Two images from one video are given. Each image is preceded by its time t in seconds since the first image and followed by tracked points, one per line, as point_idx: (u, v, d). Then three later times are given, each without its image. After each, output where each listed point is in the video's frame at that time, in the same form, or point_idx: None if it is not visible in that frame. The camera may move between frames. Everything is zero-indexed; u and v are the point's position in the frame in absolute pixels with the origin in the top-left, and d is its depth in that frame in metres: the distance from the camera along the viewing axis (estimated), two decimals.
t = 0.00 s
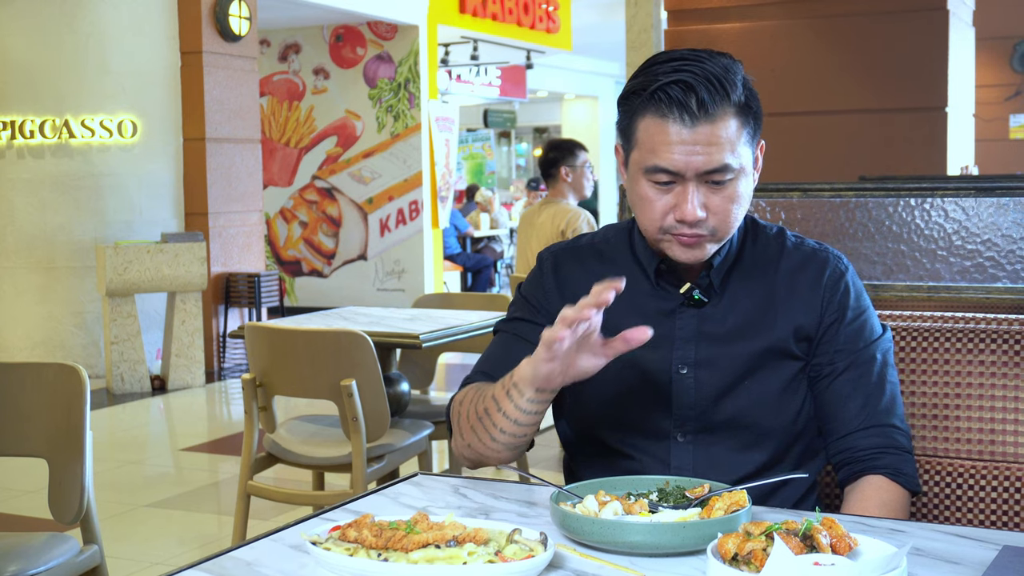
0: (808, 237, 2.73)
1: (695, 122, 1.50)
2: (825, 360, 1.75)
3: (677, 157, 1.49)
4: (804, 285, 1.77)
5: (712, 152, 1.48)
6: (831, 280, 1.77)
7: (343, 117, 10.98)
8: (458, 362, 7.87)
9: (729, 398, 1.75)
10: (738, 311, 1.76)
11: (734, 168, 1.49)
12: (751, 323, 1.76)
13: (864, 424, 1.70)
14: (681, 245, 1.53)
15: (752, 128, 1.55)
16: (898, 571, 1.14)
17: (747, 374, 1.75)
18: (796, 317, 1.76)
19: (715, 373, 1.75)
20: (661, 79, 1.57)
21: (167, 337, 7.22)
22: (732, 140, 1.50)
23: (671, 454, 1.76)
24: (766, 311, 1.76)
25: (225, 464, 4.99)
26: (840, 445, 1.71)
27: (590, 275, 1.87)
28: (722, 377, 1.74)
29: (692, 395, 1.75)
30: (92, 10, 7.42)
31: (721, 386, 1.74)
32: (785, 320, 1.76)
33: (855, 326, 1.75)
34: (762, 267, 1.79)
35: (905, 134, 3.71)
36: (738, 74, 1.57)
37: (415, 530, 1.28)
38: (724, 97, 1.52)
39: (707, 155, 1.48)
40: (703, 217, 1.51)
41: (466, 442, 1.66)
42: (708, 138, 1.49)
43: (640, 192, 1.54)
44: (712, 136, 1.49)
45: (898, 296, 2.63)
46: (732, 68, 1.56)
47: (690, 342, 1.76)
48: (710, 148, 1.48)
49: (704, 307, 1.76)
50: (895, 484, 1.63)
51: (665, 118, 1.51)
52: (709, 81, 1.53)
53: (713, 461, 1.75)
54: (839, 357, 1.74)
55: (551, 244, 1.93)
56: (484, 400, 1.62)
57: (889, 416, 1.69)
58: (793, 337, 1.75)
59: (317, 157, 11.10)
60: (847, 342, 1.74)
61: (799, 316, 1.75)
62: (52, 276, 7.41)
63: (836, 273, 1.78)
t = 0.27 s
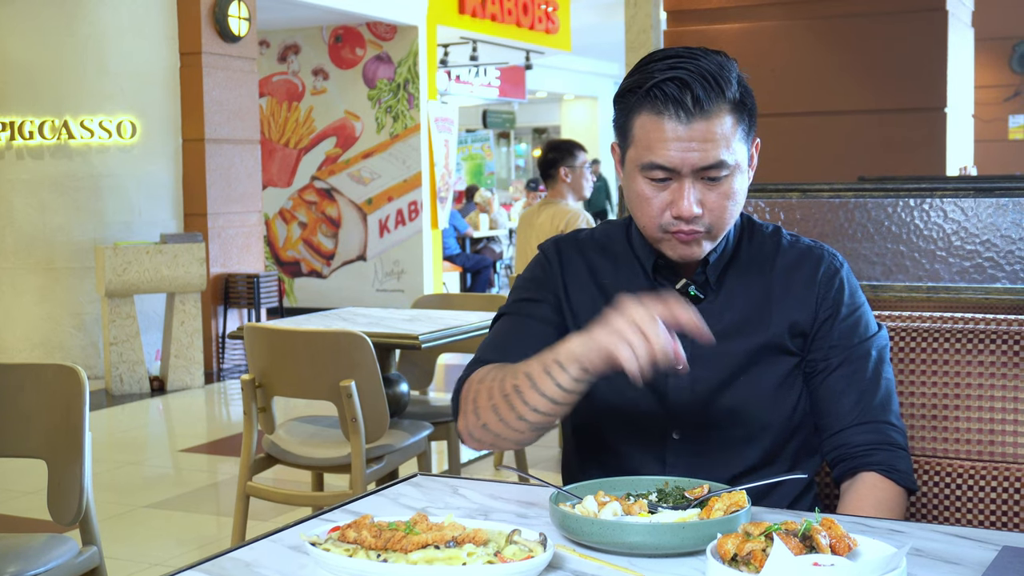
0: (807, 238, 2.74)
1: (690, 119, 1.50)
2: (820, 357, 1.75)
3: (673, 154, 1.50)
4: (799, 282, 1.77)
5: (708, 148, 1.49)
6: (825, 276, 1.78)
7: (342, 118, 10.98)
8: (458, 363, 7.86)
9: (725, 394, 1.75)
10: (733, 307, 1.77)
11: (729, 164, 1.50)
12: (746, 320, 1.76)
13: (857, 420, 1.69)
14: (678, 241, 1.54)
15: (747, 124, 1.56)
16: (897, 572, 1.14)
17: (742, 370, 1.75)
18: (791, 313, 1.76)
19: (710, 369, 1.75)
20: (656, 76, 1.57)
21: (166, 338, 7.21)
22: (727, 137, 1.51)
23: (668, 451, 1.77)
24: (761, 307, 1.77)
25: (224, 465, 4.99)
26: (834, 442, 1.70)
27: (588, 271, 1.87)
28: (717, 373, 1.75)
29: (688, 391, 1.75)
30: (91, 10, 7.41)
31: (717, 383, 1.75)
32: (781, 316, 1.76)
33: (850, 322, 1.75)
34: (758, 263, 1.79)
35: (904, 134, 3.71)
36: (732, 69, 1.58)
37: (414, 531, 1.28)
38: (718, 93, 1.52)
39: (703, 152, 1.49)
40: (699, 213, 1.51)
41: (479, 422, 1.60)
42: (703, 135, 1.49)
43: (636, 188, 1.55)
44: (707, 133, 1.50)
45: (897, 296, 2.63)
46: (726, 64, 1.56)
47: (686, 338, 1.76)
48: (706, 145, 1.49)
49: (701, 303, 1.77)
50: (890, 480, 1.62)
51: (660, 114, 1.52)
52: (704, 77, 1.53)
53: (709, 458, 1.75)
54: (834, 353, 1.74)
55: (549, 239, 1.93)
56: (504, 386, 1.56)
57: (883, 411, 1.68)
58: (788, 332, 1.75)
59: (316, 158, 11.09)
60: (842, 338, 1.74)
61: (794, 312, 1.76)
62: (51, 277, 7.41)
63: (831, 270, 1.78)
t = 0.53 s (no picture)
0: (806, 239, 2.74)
1: (707, 126, 1.50)
2: (824, 360, 1.75)
3: (689, 160, 1.50)
4: (802, 284, 1.77)
5: (724, 156, 1.48)
6: (828, 278, 1.77)
7: (342, 118, 10.98)
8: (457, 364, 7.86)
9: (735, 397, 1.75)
10: (740, 310, 1.76)
11: (745, 172, 1.49)
12: (754, 323, 1.76)
13: (861, 424, 1.69)
14: (690, 249, 1.53)
15: (762, 133, 1.56)
16: (896, 573, 1.14)
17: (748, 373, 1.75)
18: (795, 316, 1.76)
19: (717, 372, 1.75)
20: (672, 83, 1.57)
21: (165, 339, 7.21)
22: (743, 144, 1.50)
23: (676, 453, 1.77)
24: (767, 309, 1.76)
25: (223, 466, 4.99)
26: (838, 444, 1.71)
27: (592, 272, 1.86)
28: (726, 376, 1.75)
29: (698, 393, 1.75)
30: (90, 11, 7.42)
31: (724, 385, 1.75)
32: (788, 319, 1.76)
33: (853, 324, 1.75)
34: (763, 265, 1.78)
35: (903, 134, 3.71)
36: (748, 78, 1.58)
37: (414, 531, 1.28)
38: (735, 101, 1.52)
39: (720, 159, 1.48)
40: (714, 220, 1.51)
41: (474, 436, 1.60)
42: (720, 142, 1.49)
43: (650, 195, 1.54)
44: (724, 140, 1.49)
45: (896, 297, 2.63)
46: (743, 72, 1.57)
47: (693, 341, 1.76)
48: (722, 152, 1.48)
49: (707, 306, 1.76)
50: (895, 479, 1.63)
51: (679, 121, 1.52)
52: (721, 85, 1.53)
53: (718, 460, 1.75)
54: (836, 355, 1.74)
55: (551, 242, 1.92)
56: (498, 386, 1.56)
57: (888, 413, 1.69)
58: (793, 335, 1.75)
59: (316, 159, 11.09)
60: (845, 340, 1.74)
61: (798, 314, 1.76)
62: (50, 278, 7.41)
63: (835, 272, 1.78)
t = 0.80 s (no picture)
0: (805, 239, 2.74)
1: (697, 151, 1.47)
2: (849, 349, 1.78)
3: (676, 185, 1.46)
4: (817, 282, 1.78)
5: (714, 183, 1.46)
6: (842, 279, 1.78)
7: (341, 119, 10.98)
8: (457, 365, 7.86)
9: (747, 398, 1.75)
10: (755, 309, 1.76)
11: (732, 199, 1.47)
12: (767, 323, 1.76)
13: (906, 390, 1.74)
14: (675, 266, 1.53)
15: (756, 156, 1.53)
16: (895, 574, 1.14)
17: (767, 373, 1.75)
18: (811, 316, 1.77)
19: (728, 373, 1.75)
20: (665, 100, 1.53)
21: (165, 340, 7.22)
22: (732, 170, 1.47)
23: (686, 453, 1.76)
24: (781, 310, 1.77)
25: (223, 467, 4.99)
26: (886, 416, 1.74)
27: (591, 275, 1.86)
28: (739, 377, 1.75)
29: (710, 394, 1.75)
30: (90, 12, 7.41)
31: (737, 385, 1.75)
32: (804, 317, 1.77)
33: (871, 318, 1.77)
34: (777, 264, 1.79)
35: (903, 134, 3.71)
36: (744, 99, 1.54)
37: (413, 532, 1.28)
38: (727, 124, 1.49)
39: (706, 187, 1.46)
40: (700, 244, 1.49)
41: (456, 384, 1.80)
42: (708, 170, 1.46)
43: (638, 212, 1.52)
44: (713, 167, 1.46)
45: (895, 297, 2.64)
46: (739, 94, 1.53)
47: (704, 343, 1.76)
48: (710, 180, 1.46)
49: (716, 310, 1.76)
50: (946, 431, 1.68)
51: (667, 144, 1.48)
52: (714, 107, 1.49)
53: (728, 460, 1.75)
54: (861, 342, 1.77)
55: (550, 243, 1.94)
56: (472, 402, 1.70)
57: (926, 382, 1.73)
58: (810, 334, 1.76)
59: (315, 160, 11.10)
60: (864, 334, 1.77)
61: (813, 314, 1.77)
62: (50, 279, 7.41)
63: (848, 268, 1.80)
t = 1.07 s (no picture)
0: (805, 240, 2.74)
1: (683, 159, 1.48)
2: (847, 348, 1.78)
3: (664, 193, 1.48)
4: (810, 279, 1.78)
5: (701, 189, 1.47)
6: (835, 275, 1.78)
7: (341, 120, 10.99)
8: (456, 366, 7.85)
9: (743, 398, 1.75)
10: (749, 310, 1.76)
11: (721, 202, 1.48)
12: (761, 323, 1.76)
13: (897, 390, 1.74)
14: (668, 269, 1.55)
15: (743, 158, 1.53)
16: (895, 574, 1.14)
17: (762, 372, 1.75)
18: (805, 313, 1.77)
19: (725, 374, 1.75)
20: (649, 109, 1.53)
21: (165, 340, 7.22)
22: (720, 175, 1.48)
23: (686, 455, 1.76)
24: (775, 308, 1.77)
25: (223, 467, 4.99)
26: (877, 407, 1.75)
27: (585, 281, 1.85)
28: (735, 378, 1.75)
29: (706, 396, 1.75)
30: (90, 13, 7.42)
31: (734, 386, 1.75)
32: (796, 317, 1.76)
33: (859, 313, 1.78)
34: (771, 262, 1.79)
35: (902, 135, 3.71)
36: (729, 102, 1.54)
37: (414, 533, 1.28)
38: (712, 129, 1.49)
39: (693, 194, 1.47)
40: (691, 248, 1.51)
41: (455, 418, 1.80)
42: (695, 176, 1.47)
43: (629, 218, 1.54)
44: (700, 173, 1.47)
45: (895, 298, 2.64)
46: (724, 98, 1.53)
47: (700, 344, 1.76)
48: (698, 186, 1.47)
49: (713, 310, 1.76)
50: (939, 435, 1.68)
51: (652, 153, 1.49)
52: (697, 113, 1.49)
53: (728, 460, 1.75)
54: (854, 337, 1.78)
55: (544, 249, 1.93)
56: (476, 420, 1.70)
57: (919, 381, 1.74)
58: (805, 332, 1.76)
59: (315, 160, 11.10)
60: (854, 329, 1.78)
61: (807, 312, 1.77)
62: (50, 280, 7.41)
63: (840, 266, 1.80)
